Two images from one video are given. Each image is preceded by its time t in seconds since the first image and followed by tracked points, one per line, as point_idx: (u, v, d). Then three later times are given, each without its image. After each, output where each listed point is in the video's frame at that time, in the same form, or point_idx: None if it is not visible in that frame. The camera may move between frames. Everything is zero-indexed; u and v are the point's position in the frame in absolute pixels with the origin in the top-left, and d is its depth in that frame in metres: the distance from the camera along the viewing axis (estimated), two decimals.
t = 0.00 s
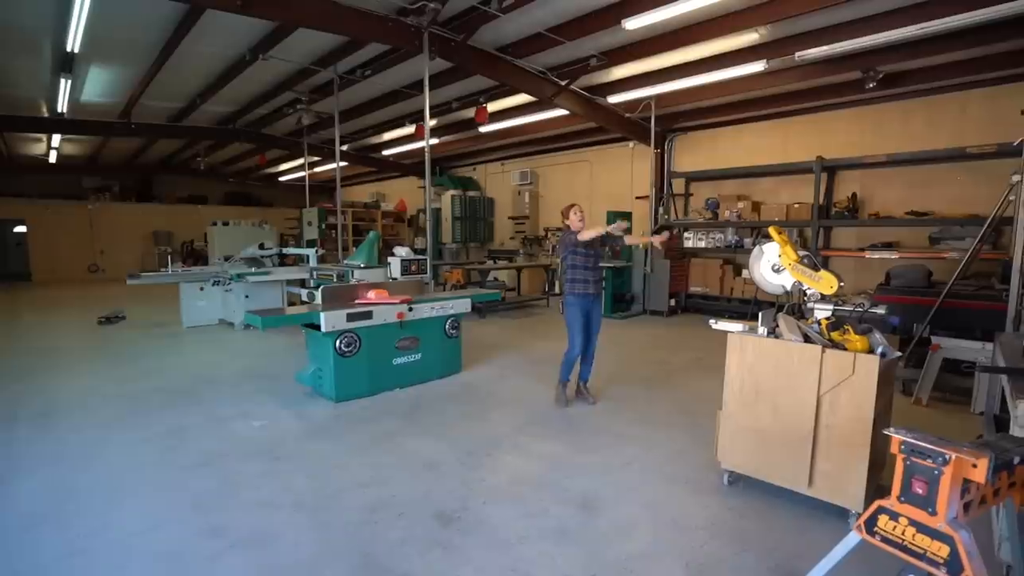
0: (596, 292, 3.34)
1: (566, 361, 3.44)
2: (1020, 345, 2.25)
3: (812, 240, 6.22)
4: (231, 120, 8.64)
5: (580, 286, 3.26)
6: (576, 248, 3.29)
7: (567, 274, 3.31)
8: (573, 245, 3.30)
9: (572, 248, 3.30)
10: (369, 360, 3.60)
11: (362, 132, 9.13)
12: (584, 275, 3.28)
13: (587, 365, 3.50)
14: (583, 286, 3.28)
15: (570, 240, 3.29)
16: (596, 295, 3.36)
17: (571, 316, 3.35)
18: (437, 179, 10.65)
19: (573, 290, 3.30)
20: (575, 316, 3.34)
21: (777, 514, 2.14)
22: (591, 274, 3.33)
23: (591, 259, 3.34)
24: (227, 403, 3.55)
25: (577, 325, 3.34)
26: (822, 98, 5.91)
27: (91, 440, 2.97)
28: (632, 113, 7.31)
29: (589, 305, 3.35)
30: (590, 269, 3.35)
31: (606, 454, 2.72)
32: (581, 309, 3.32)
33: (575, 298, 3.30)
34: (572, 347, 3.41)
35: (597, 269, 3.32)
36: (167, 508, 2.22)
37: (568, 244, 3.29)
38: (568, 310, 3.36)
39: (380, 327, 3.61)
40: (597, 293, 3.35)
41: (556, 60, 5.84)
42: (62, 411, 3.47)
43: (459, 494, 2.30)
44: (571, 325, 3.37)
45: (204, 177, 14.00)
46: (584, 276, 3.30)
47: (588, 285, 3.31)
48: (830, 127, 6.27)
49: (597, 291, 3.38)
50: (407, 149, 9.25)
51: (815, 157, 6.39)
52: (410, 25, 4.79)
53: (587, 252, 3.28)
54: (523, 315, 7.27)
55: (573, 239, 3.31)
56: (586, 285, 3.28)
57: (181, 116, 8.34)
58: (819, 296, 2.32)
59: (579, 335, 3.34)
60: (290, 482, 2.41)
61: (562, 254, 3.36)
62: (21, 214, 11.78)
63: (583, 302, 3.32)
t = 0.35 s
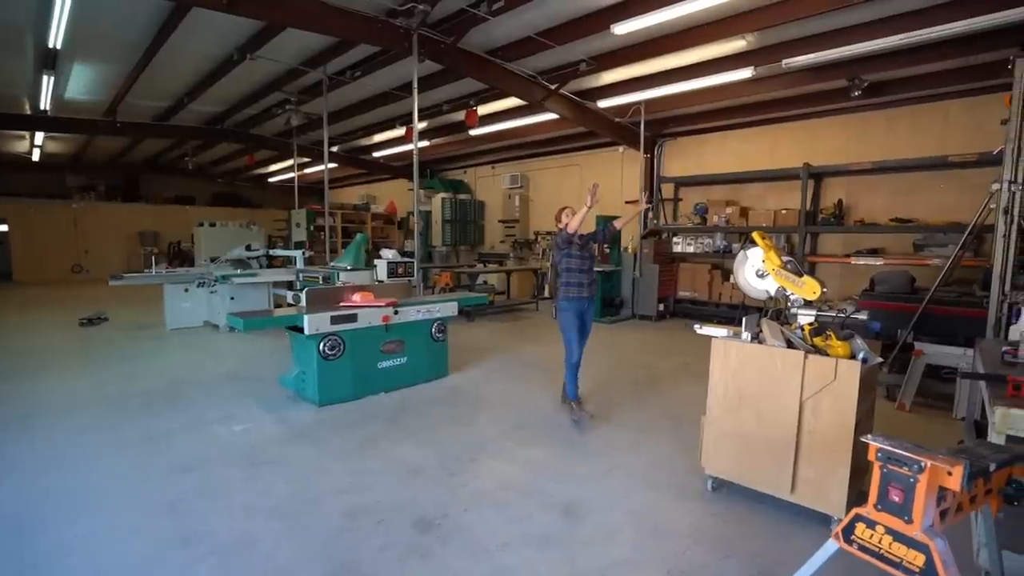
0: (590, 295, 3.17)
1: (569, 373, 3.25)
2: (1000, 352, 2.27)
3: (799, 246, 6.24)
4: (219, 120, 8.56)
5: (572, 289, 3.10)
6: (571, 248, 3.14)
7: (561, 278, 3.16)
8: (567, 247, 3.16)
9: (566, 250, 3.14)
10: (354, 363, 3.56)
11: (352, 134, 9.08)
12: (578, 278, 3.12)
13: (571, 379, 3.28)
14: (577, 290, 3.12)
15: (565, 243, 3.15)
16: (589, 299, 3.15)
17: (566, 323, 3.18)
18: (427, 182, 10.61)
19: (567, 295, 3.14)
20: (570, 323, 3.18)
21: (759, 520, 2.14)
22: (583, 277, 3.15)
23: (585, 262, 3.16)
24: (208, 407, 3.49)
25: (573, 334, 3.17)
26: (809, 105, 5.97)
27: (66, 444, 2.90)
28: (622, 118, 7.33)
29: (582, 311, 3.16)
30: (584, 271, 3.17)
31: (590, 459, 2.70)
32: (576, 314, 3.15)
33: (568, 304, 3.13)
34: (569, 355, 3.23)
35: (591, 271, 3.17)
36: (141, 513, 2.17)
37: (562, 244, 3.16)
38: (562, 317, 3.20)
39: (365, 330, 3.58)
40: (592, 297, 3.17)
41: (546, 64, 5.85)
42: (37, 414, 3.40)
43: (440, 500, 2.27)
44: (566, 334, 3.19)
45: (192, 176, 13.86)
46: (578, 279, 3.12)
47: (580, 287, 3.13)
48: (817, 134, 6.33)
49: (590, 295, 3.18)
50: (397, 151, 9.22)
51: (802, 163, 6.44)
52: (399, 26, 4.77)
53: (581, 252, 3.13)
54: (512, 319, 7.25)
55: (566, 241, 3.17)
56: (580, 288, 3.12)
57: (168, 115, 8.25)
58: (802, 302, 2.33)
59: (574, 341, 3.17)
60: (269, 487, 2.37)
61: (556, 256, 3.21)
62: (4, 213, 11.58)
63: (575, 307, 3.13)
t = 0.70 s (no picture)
0: (580, 303, 3.13)
1: (554, 383, 3.20)
2: (976, 360, 2.29)
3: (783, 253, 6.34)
4: (203, 122, 8.44)
5: (560, 299, 3.06)
6: (556, 257, 3.08)
7: (549, 288, 3.10)
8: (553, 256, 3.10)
9: (552, 259, 3.09)
10: (336, 369, 3.51)
11: (338, 138, 9.02)
12: (567, 287, 3.08)
13: (559, 390, 3.18)
14: (566, 299, 3.07)
15: (549, 253, 3.10)
16: (580, 306, 3.10)
17: (555, 332, 3.12)
18: (414, 187, 10.57)
19: (556, 304, 3.08)
20: (560, 333, 3.10)
21: (742, 528, 2.13)
22: (572, 285, 3.10)
23: (573, 269, 3.11)
24: (186, 414, 3.41)
25: (563, 344, 3.11)
26: (793, 114, 6.05)
27: (35, 451, 2.81)
28: (609, 124, 7.37)
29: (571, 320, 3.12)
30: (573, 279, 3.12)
31: (573, 466, 2.69)
32: (567, 323, 3.09)
33: (558, 313, 3.09)
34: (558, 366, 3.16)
35: (579, 279, 3.12)
36: (111, 523, 2.11)
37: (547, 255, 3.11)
38: (552, 326, 3.14)
39: (348, 335, 3.53)
40: (583, 304, 3.13)
41: (533, 70, 5.87)
42: (6, 421, 3.29)
43: (421, 509, 2.24)
44: (556, 345, 3.13)
45: (175, 178, 13.65)
46: (567, 287, 3.08)
47: (569, 295, 3.08)
48: (799, 143, 6.42)
49: (582, 301, 3.13)
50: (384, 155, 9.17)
51: (786, 171, 6.52)
52: (385, 30, 4.75)
53: (567, 260, 3.08)
54: (498, 324, 7.23)
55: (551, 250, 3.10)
56: (569, 297, 3.07)
57: (150, 116, 8.13)
58: (785, 309, 2.34)
59: (563, 352, 3.13)
60: (246, 497, 2.32)
61: (542, 266, 3.15)
62: None
63: (565, 316, 3.09)
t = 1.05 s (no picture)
0: (571, 311, 3.09)
1: (540, 391, 3.18)
2: (954, 365, 2.33)
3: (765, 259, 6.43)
4: (181, 124, 8.29)
5: (549, 308, 3.04)
6: (544, 267, 3.06)
7: (538, 297, 3.08)
8: (540, 265, 3.08)
9: (540, 269, 3.07)
10: (317, 377, 3.44)
11: (321, 142, 8.93)
12: (555, 295, 3.05)
13: (545, 398, 3.15)
14: (555, 307, 3.05)
15: (537, 262, 3.08)
16: (570, 315, 3.07)
17: (543, 341, 3.09)
18: (398, 192, 10.50)
19: (544, 313, 3.06)
20: (549, 341, 3.07)
21: (728, 535, 2.13)
22: (562, 293, 3.07)
23: (563, 277, 3.08)
24: (161, 424, 3.31)
25: (551, 352, 3.08)
26: (773, 123, 6.15)
27: None
28: (593, 131, 7.41)
29: (560, 330, 3.09)
30: (564, 287, 3.09)
31: (558, 474, 2.67)
32: (557, 332, 3.06)
33: (546, 322, 3.06)
34: (546, 375, 3.13)
35: (569, 287, 3.09)
36: (79, 538, 2.02)
37: (535, 265, 3.10)
38: (540, 335, 3.11)
39: (330, 342, 3.47)
40: (573, 312, 3.10)
41: (517, 76, 5.88)
42: None
43: (404, 520, 2.19)
44: (544, 353, 3.11)
45: (152, 181, 13.37)
46: (556, 296, 3.05)
47: (557, 304, 3.05)
48: (779, 151, 6.52)
49: (573, 309, 3.10)
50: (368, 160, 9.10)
51: (767, 179, 6.62)
52: (369, 34, 4.72)
53: (555, 268, 3.05)
54: (483, 330, 7.19)
55: (539, 260, 3.09)
56: (558, 305, 3.05)
57: (127, 118, 7.95)
58: (768, 316, 2.35)
59: (551, 362, 3.10)
60: (223, 510, 2.25)
61: (530, 275, 3.14)
62: None
63: (553, 325, 3.06)
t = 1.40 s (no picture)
0: (555, 318, 3.09)
1: (523, 398, 3.15)
2: (926, 368, 2.38)
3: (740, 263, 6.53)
4: (150, 125, 8.04)
5: (534, 314, 3.02)
6: (532, 271, 3.03)
7: (523, 302, 3.05)
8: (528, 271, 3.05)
9: (526, 273, 3.04)
10: (293, 385, 3.35)
11: (296, 144, 8.78)
12: (541, 302, 3.03)
13: (527, 405, 3.13)
14: (541, 313, 3.03)
15: (524, 268, 3.06)
16: (555, 321, 3.06)
17: (529, 348, 3.07)
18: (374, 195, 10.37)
19: (530, 320, 3.04)
20: (534, 348, 3.06)
21: (711, 540, 2.13)
22: (547, 299, 3.06)
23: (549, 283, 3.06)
24: (128, 436, 3.18)
25: (536, 359, 3.06)
26: (748, 130, 6.27)
27: None
28: (572, 136, 7.44)
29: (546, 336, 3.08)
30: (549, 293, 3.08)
31: (540, 481, 2.65)
32: (542, 339, 3.05)
33: (531, 328, 3.04)
34: (529, 382, 3.11)
35: (554, 293, 3.08)
36: (36, 558, 1.91)
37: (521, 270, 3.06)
38: (525, 342, 3.09)
39: (306, 349, 3.38)
40: (558, 319, 3.09)
41: (497, 81, 5.87)
42: None
43: (385, 532, 2.14)
44: (528, 360, 3.09)
45: (118, 183, 12.94)
46: (541, 302, 3.04)
47: (543, 310, 3.04)
48: (753, 158, 6.66)
49: (558, 316, 3.09)
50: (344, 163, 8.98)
51: (742, 185, 6.75)
52: (347, 35, 4.65)
53: (541, 274, 3.03)
54: (462, 335, 7.14)
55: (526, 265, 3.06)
56: (544, 311, 3.03)
57: (92, 117, 7.68)
58: (748, 320, 2.37)
59: (535, 369, 3.09)
60: (193, 525, 2.16)
61: (515, 280, 3.10)
62: None
63: (539, 331, 3.05)
